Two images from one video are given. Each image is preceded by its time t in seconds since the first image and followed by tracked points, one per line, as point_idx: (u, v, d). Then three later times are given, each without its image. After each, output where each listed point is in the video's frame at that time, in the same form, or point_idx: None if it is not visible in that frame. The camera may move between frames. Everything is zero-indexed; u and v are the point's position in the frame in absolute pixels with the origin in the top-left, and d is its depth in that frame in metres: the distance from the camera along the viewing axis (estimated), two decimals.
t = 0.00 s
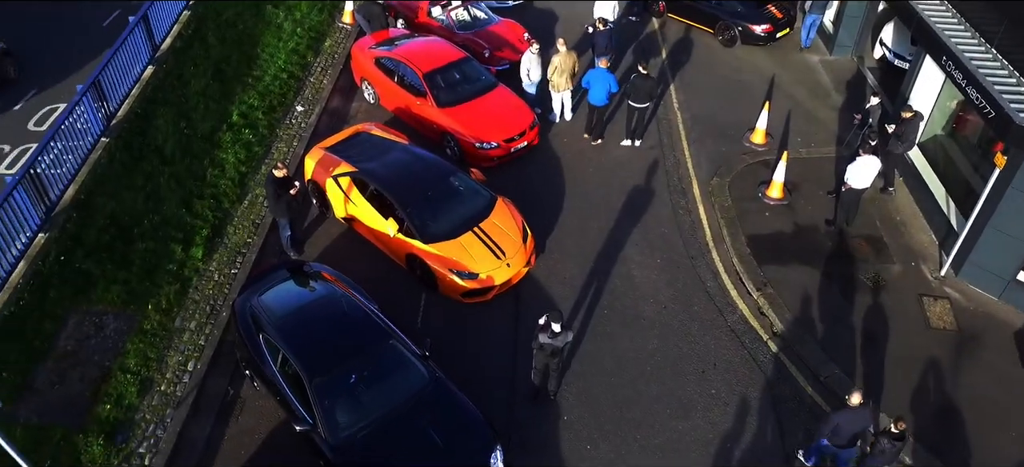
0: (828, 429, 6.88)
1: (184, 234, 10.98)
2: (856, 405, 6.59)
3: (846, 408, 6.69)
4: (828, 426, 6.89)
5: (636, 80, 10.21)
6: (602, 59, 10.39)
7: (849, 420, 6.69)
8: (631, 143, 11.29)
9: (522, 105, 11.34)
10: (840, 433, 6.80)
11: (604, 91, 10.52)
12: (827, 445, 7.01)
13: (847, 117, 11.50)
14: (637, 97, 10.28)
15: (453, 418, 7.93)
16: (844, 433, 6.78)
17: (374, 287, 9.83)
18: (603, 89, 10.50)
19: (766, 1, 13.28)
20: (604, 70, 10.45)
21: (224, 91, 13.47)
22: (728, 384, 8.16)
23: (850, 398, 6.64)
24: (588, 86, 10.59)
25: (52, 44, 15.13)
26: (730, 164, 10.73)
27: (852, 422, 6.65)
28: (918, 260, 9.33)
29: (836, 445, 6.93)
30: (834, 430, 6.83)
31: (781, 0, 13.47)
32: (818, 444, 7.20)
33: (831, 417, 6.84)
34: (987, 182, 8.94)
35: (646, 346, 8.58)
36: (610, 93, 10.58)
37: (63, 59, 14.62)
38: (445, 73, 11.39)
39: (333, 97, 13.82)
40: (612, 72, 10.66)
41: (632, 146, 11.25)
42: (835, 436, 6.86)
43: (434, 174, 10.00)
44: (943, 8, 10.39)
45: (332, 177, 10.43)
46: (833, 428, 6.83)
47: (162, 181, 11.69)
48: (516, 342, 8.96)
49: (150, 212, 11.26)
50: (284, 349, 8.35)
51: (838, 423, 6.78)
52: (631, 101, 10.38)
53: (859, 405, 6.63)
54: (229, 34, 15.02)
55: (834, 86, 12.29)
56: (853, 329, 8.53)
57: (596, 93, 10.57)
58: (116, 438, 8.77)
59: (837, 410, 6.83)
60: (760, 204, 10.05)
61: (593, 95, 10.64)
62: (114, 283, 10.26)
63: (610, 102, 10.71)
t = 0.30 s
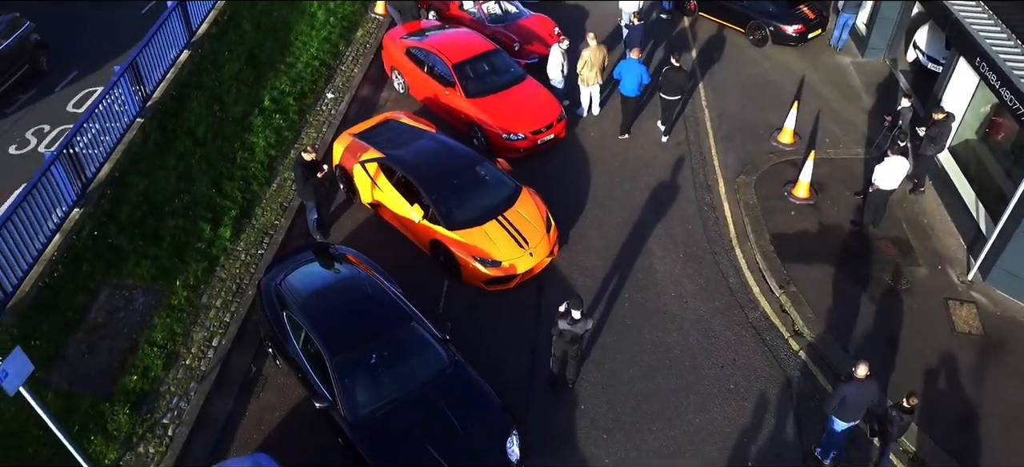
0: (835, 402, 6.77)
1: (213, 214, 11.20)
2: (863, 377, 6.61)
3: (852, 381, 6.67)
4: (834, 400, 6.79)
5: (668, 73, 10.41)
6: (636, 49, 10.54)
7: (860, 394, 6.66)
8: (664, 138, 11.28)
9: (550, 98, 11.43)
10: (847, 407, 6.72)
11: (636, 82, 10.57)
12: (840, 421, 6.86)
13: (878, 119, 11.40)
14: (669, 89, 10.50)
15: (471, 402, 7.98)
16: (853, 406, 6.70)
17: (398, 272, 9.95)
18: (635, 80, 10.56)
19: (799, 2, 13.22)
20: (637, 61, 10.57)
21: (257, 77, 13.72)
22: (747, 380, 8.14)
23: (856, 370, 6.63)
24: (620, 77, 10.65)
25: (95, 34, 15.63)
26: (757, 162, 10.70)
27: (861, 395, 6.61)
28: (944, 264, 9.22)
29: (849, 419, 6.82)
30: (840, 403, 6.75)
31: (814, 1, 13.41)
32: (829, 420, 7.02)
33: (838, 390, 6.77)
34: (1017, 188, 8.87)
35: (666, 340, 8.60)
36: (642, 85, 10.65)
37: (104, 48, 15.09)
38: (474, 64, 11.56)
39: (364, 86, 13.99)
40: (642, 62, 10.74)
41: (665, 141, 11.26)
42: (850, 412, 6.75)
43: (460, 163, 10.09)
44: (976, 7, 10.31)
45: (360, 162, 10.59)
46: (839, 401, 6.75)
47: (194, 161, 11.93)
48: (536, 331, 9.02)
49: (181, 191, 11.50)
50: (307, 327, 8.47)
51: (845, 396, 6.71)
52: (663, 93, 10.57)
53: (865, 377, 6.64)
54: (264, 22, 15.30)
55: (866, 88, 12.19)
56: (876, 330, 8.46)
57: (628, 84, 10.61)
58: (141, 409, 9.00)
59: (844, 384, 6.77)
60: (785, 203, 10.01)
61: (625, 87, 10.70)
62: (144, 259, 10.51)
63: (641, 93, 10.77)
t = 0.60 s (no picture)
0: (841, 372, 7.00)
1: (238, 195, 11.39)
2: (872, 350, 6.84)
3: (860, 353, 6.90)
4: (840, 371, 7.03)
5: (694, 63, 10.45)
6: (662, 37, 10.62)
7: (866, 366, 6.89)
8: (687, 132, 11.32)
9: (574, 90, 11.49)
10: (852, 377, 6.95)
11: (662, 71, 10.73)
12: (843, 392, 7.07)
13: (904, 120, 11.32)
14: (697, 80, 10.55)
15: (486, 385, 8.04)
16: (858, 376, 6.92)
17: (418, 257, 10.06)
18: (661, 69, 10.71)
19: (826, 2, 13.18)
20: (663, 49, 10.66)
21: (285, 63, 13.93)
22: (762, 374, 8.13)
23: (865, 342, 6.86)
24: (648, 65, 10.81)
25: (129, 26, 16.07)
26: (779, 160, 10.67)
27: (868, 366, 6.83)
28: (966, 266, 9.13)
29: (854, 391, 7.04)
30: (846, 374, 6.97)
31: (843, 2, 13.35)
32: (830, 394, 7.25)
33: (844, 362, 7.01)
34: None
35: (682, 331, 8.61)
36: (669, 74, 10.82)
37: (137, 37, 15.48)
38: (499, 56, 11.67)
39: (390, 75, 14.13)
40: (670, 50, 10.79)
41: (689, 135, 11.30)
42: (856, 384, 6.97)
43: (483, 151, 10.19)
44: (1008, 6, 10.20)
45: (384, 148, 10.72)
46: (845, 372, 6.99)
47: (221, 143, 12.15)
48: (553, 319, 9.08)
49: (207, 172, 11.71)
50: (327, 306, 8.59)
51: (850, 367, 6.95)
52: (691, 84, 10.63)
53: (874, 350, 6.90)
54: (294, 11, 15.54)
55: (892, 89, 12.10)
56: (895, 329, 8.40)
57: (655, 74, 10.81)
58: (163, 381, 9.19)
59: (850, 356, 7.01)
60: (807, 201, 9.98)
61: (652, 75, 10.88)
62: (169, 237, 10.73)
63: (670, 80, 10.95)
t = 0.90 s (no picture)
0: (847, 340, 7.14)
1: (262, 177, 11.58)
2: (874, 317, 6.94)
3: (864, 322, 7.01)
4: (846, 339, 7.16)
5: (719, 52, 10.64)
6: (690, 29, 10.79)
7: (870, 334, 7.00)
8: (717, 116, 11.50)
9: (596, 83, 11.57)
10: (859, 347, 7.08)
11: (689, 62, 10.90)
12: (846, 358, 7.24)
13: (928, 119, 11.24)
14: (723, 69, 10.74)
15: (500, 366, 8.12)
16: (864, 346, 7.05)
17: (437, 242, 10.17)
18: (689, 61, 10.88)
19: (853, 1, 13.14)
20: (691, 40, 10.83)
21: (311, 50, 14.13)
22: (777, 366, 8.13)
23: (868, 311, 6.97)
24: (676, 57, 10.97)
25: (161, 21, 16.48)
26: (801, 156, 10.65)
27: (873, 335, 6.94)
28: (987, 265, 9.05)
29: (858, 360, 7.17)
30: (852, 342, 7.10)
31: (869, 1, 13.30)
32: (833, 355, 7.47)
33: (851, 330, 7.13)
34: None
35: (697, 322, 8.64)
36: (696, 65, 10.98)
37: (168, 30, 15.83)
38: (523, 47, 11.77)
39: (415, 65, 14.28)
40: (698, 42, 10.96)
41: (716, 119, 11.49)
42: (863, 352, 7.10)
43: (504, 139, 10.29)
44: None
45: (406, 134, 10.86)
46: (851, 341, 7.12)
47: (247, 126, 12.36)
48: (569, 306, 9.15)
49: (233, 153, 11.92)
50: (345, 284, 8.71)
51: (857, 337, 7.07)
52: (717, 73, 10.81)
53: (877, 317, 6.98)
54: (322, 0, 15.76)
55: (917, 89, 12.02)
56: (913, 326, 8.37)
57: (682, 65, 10.97)
58: (184, 354, 9.38)
59: (855, 325, 7.13)
60: (827, 197, 9.96)
61: (679, 67, 11.05)
62: (194, 215, 10.94)
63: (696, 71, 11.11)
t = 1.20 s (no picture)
0: (844, 311, 7.32)
1: (283, 161, 11.76)
2: (868, 286, 7.10)
3: (858, 291, 7.19)
4: (843, 310, 7.35)
5: (744, 46, 10.73)
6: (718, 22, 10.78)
7: (866, 303, 7.16)
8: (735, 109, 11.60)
9: (616, 76, 11.63)
10: (856, 317, 7.24)
11: (717, 55, 10.98)
12: (846, 330, 7.44)
13: (950, 119, 11.18)
14: (746, 61, 10.82)
15: (512, 349, 8.19)
16: (862, 316, 7.21)
17: (454, 228, 10.29)
18: (716, 53, 10.94)
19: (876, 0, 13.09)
20: (719, 33, 10.87)
21: (335, 39, 14.32)
22: (788, 359, 8.16)
23: (861, 280, 7.16)
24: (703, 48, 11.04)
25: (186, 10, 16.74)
26: (819, 153, 10.64)
27: (868, 304, 7.11)
28: (1006, 264, 8.99)
29: (858, 331, 7.34)
30: (850, 313, 7.28)
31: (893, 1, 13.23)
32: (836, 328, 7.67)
33: (846, 301, 7.31)
34: None
35: (711, 313, 8.68)
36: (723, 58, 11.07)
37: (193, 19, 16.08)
38: (544, 39, 11.87)
39: (436, 56, 14.42)
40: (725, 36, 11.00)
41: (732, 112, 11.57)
42: (862, 323, 7.25)
43: (523, 129, 10.39)
44: None
45: (426, 122, 10.99)
46: (849, 311, 7.29)
47: (270, 111, 12.56)
48: (582, 294, 9.23)
49: (255, 137, 12.11)
50: (361, 264, 8.83)
51: (853, 306, 7.24)
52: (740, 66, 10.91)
53: (872, 287, 7.14)
54: None
55: (939, 89, 11.96)
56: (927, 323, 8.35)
57: (709, 58, 11.06)
58: (202, 329, 9.57)
59: (850, 295, 7.30)
60: (845, 194, 9.94)
61: (706, 59, 11.13)
62: (216, 196, 11.13)
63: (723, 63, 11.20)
